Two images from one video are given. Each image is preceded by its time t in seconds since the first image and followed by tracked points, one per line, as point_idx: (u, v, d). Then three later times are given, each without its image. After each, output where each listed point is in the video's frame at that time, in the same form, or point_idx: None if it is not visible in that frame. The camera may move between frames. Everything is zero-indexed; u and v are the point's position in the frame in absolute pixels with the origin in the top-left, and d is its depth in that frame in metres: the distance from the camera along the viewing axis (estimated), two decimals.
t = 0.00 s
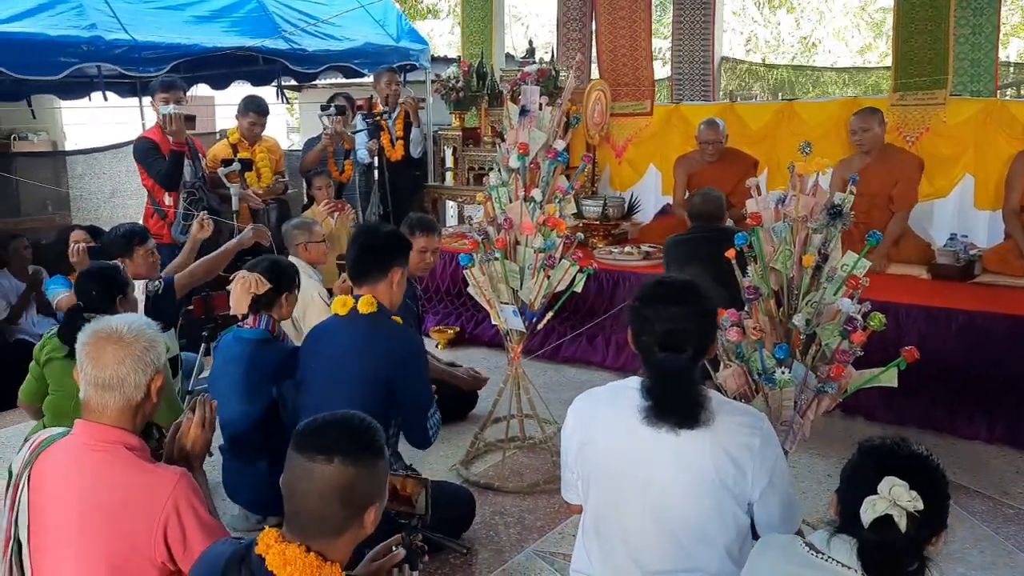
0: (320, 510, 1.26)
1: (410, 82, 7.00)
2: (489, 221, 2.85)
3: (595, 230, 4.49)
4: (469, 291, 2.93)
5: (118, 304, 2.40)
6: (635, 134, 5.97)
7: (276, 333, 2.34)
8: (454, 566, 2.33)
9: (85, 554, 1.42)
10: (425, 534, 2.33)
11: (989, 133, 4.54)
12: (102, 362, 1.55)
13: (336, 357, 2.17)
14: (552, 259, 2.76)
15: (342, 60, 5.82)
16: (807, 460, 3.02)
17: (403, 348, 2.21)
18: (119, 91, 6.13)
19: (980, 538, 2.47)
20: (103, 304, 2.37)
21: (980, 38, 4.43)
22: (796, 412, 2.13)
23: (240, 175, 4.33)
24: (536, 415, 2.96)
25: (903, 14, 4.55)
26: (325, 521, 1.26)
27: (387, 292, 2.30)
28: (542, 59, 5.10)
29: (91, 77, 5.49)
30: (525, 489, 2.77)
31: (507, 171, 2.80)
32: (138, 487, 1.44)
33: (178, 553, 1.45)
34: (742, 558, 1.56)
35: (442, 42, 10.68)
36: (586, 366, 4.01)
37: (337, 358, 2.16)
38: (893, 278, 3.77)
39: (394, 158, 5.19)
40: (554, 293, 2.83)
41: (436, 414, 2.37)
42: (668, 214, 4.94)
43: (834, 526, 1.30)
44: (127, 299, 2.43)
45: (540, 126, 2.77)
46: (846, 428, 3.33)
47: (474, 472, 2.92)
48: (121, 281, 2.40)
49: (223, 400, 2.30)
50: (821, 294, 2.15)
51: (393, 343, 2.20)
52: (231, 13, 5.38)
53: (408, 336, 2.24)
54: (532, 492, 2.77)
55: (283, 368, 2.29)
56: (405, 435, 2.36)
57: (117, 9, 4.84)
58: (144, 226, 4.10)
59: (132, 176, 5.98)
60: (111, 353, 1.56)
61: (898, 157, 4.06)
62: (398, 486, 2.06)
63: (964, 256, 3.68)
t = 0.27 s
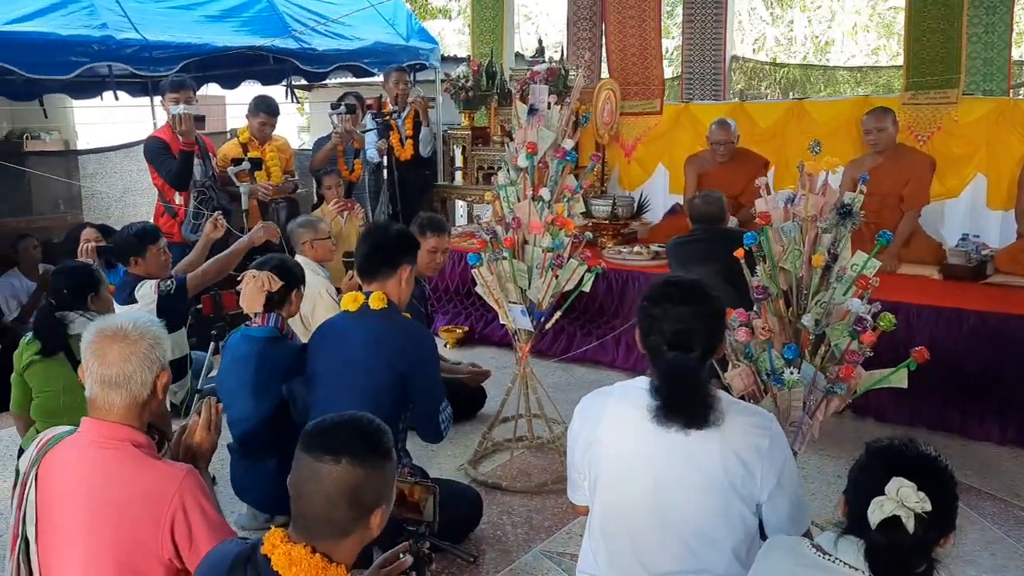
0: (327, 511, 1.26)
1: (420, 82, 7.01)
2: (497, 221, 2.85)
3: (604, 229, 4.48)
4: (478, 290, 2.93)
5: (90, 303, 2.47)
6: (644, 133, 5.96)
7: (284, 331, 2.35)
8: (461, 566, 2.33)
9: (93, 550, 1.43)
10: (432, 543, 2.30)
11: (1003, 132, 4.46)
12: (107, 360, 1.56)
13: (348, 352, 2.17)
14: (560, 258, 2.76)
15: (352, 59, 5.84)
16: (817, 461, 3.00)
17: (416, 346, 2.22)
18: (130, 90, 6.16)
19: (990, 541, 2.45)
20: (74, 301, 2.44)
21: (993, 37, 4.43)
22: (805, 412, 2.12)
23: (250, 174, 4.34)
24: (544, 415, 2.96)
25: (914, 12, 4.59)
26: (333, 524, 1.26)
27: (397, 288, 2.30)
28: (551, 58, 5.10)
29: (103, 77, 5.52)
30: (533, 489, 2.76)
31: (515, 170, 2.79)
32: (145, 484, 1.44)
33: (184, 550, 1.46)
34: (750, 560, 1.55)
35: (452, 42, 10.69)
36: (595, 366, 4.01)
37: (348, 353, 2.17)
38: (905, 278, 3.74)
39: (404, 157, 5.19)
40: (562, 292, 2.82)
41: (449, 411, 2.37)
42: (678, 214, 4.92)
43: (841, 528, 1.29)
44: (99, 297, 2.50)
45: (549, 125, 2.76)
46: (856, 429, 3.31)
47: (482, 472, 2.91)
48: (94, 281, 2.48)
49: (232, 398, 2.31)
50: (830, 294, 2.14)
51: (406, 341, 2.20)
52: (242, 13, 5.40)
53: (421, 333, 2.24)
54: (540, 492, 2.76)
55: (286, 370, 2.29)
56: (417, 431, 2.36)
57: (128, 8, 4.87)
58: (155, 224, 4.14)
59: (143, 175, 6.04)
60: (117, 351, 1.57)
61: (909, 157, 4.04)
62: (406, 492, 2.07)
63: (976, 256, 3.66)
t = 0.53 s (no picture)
0: (332, 511, 1.26)
1: (428, 81, 7.02)
2: (505, 220, 2.84)
3: (612, 229, 4.48)
4: (485, 289, 2.93)
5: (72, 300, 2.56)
6: (653, 132, 5.94)
7: (289, 330, 2.35)
8: (468, 565, 2.32)
9: (99, 547, 1.43)
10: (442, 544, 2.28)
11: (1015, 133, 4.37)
12: (105, 361, 1.58)
13: (350, 352, 2.17)
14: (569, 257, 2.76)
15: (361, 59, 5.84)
16: (826, 461, 2.99)
17: (417, 340, 2.22)
18: (140, 90, 6.18)
19: (1001, 543, 2.44)
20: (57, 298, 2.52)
21: (1006, 36, 4.45)
22: (814, 413, 2.11)
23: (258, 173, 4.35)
24: (552, 415, 2.95)
25: (926, 12, 4.61)
26: (339, 525, 1.26)
27: (389, 285, 2.30)
28: (560, 58, 5.10)
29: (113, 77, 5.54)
30: (540, 489, 2.76)
31: (524, 169, 2.78)
32: (150, 482, 1.45)
33: (190, 549, 1.46)
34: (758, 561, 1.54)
35: (462, 42, 10.71)
36: (603, 366, 4.00)
37: (351, 352, 2.17)
38: (915, 278, 3.72)
39: (412, 157, 5.19)
40: (570, 292, 2.82)
41: (448, 401, 2.40)
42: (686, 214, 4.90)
43: (851, 528, 1.29)
44: (83, 296, 2.61)
45: (556, 124, 2.76)
46: (866, 429, 3.29)
47: (489, 472, 2.91)
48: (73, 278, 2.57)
49: (240, 395, 2.32)
50: (839, 293, 2.13)
51: (405, 336, 2.20)
52: (251, 12, 5.42)
53: (420, 328, 2.24)
54: (547, 492, 2.76)
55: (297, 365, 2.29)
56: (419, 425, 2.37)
57: (138, 8, 4.89)
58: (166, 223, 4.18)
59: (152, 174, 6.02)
60: (114, 353, 1.58)
61: (922, 156, 4.02)
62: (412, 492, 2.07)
63: (987, 257, 3.66)
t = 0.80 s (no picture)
0: (339, 511, 1.26)
1: (436, 81, 7.03)
2: (512, 220, 2.84)
3: (620, 230, 4.47)
4: (493, 289, 2.94)
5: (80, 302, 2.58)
6: (662, 132, 5.93)
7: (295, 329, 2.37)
8: (476, 565, 2.32)
9: (109, 547, 1.44)
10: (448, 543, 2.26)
11: None
12: (110, 363, 1.58)
13: (360, 351, 2.17)
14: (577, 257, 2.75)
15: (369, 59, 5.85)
16: (834, 463, 2.98)
17: (428, 342, 2.23)
18: (150, 90, 6.20)
19: (1011, 545, 2.43)
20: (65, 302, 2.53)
21: (1017, 36, 4.38)
22: (823, 414, 2.11)
23: (267, 172, 4.36)
24: (559, 415, 2.95)
25: (935, 12, 4.57)
26: (346, 525, 1.26)
27: (406, 286, 2.30)
28: (568, 58, 5.09)
29: (122, 76, 5.57)
30: (548, 489, 2.76)
31: (532, 169, 2.79)
32: (160, 482, 1.45)
33: (199, 548, 1.47)
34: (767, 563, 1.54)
35: (470, 42, 10.72)
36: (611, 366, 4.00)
37: (361, 351, 2.17)
38: (925, 279, 3.71)
39: (420, 156, 5.19)
40: (578, 292, 2.81)
41: (456, 411, 2.38)
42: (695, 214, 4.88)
43: (861, 531, 1.28)
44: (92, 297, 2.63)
45: (565, 124, 2.75)
46: (875, 431, 3.28)
47: (497, 472, 2.92)
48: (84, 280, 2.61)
49: (246, 393, 2.32)
50: (849, 294, 2.13)
51: (415, 337, 2.21)
52: (260, 12, 5.43)
53: (430, 330, 2.24)
54: (555, 492, 2.76)
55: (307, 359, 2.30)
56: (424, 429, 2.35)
57: (147, 9, 4.91)
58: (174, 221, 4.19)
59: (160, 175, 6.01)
60: (118, 355, 1.58)
61: (936, 157, 4.00)
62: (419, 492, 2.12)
63: (997, 258, 3.65)
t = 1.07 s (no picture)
0: (348, 511, 1.26)
1: (444, 81, 7.04)
2: (521, 220, 2.85)
3: (628, 230, 4.48)
4: (502, 289, 2.95)
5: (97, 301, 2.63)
6: (670, 133, 5.93)
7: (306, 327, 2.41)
8: (484, 565, 2.33)
9: (119, 546, 1.45)
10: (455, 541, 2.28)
11: None
12: (122, 363, 1.59)
13: (373, 352, 2.18)
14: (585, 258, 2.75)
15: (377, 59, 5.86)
16: (843, 464, 2.97)
17: (447, 348, 2.22)
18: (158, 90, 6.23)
19: (1020, 547, 2.42)
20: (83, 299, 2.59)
21: None
22: (832, 415, 2.11)
23: (275, 172, 4.38)
24: (567, 415, 2.95)
25: (945, 13, 4.58)
26: (354, 526, 1.26)
27: (435, 293, 2.31)
28: (576, 58, 5.09)
29: (131, 76, 5.59)
30: (556, 489, 2.76)
31: (540, 169, 2.79)
32: (171, 482, 1.46)
33: (209, 548, 1.48)
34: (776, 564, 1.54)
35: (476, 42, 10.72)
36: (619, 366, 4.00)
37: (373, 352, 2.18)
38: (933, 280, 3.70)
39: (428, 156, 5.20)
40: (587, 292, 2.82)
41: (480, 415, 2.37)
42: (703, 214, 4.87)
43: (871, 532, 1.28)
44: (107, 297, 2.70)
45: (573, 124, 2.75)
46: (883, 432, 3.28)
47: (505, 471, 2.92)
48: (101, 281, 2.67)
49: (259, 392, 2.35)
50: (858, 295, 2.13)
51: (435, 342, 2.21)
52: (269, 13, 5.44)
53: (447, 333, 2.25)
54: (563, 492, 2.76)
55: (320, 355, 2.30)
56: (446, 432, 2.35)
57: (157, 9, 4.93)
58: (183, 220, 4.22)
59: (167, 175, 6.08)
60: (128, 356, 1.59)
61: (947, 159, 3.99)
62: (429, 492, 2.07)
63: (1007, 259, 3.64)
